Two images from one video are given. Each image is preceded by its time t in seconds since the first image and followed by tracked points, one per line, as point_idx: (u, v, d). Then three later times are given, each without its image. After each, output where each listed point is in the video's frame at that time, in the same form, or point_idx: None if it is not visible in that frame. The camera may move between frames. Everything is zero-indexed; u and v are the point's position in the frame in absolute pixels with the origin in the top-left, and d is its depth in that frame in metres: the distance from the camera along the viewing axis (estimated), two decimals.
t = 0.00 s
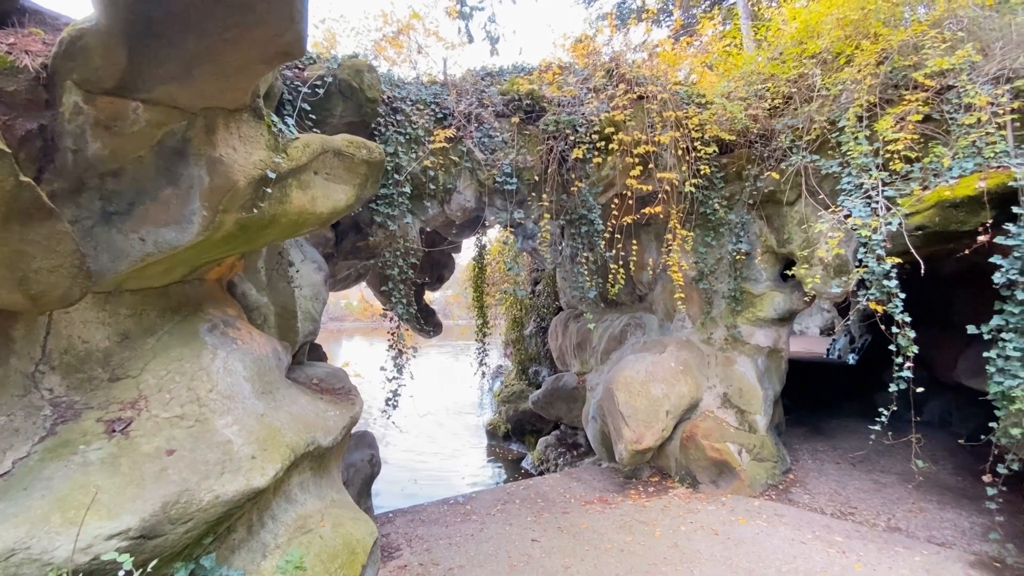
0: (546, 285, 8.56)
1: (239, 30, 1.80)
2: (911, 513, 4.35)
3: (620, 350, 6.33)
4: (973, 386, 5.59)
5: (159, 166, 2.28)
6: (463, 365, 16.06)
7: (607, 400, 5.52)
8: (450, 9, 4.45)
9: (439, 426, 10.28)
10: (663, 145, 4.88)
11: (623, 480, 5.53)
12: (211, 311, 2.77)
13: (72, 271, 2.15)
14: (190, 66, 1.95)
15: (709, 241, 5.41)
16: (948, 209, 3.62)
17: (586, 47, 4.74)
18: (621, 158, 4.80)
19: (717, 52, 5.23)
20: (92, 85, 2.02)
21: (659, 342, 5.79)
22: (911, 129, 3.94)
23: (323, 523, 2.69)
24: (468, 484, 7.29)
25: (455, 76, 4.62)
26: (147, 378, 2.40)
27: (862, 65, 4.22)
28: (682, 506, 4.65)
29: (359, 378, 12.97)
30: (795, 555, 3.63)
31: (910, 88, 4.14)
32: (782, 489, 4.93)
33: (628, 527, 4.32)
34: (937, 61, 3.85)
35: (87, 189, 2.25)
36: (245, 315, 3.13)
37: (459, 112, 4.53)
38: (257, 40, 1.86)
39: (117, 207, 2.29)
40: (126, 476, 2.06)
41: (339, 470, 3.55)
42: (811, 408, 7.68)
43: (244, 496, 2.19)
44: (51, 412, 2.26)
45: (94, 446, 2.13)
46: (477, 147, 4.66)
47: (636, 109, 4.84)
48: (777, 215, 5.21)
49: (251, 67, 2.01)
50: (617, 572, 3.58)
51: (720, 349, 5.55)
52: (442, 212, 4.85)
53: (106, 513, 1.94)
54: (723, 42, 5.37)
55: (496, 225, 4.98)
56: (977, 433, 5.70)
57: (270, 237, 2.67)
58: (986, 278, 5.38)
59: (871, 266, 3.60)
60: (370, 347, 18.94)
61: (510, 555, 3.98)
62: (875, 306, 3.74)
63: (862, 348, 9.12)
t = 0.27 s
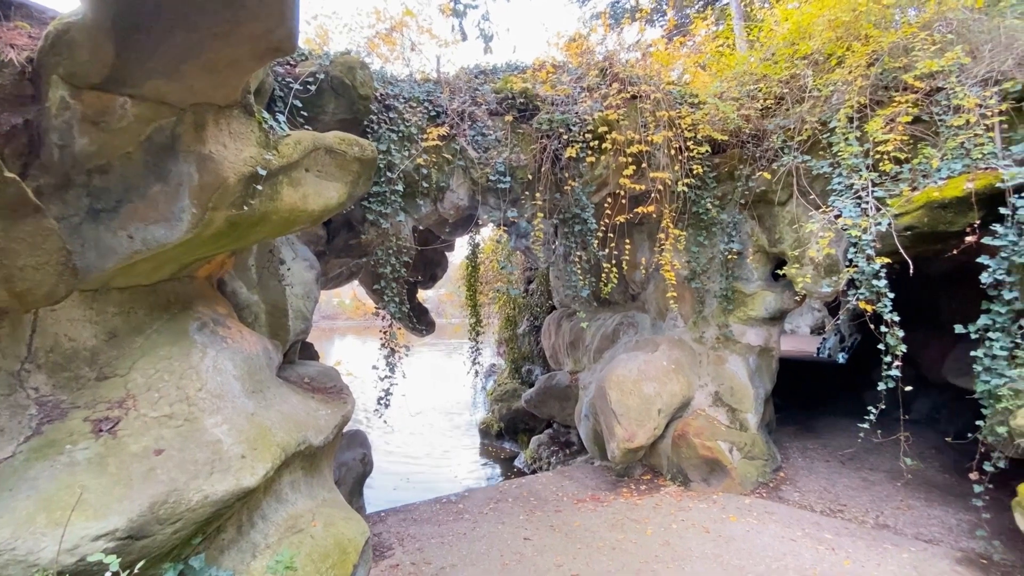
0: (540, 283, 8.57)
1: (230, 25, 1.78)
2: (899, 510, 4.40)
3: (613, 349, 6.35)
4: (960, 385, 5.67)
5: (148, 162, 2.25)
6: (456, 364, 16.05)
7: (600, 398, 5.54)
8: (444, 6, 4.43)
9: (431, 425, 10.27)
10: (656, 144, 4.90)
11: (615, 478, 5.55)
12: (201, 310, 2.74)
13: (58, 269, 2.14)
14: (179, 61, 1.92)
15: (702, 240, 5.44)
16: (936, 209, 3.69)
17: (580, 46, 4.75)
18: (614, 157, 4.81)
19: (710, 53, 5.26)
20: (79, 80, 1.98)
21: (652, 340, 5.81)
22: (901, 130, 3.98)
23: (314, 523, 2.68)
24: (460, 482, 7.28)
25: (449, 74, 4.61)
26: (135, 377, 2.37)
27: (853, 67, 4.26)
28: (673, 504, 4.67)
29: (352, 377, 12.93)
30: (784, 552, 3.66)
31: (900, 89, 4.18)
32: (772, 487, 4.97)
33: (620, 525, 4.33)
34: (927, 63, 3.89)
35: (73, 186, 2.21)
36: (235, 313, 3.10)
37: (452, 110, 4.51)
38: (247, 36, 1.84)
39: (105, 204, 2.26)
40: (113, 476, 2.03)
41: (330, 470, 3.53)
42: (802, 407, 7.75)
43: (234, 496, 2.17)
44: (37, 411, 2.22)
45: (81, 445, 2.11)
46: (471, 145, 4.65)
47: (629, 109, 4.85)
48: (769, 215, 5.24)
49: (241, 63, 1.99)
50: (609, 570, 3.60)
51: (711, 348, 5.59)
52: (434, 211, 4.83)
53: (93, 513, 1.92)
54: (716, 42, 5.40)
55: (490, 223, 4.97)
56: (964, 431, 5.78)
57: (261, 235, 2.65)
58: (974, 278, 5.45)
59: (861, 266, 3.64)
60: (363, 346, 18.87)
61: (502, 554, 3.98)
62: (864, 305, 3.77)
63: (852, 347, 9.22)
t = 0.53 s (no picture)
0: (533, 282, 8.57)
1: (220, 21, 1.76)
2: (887, 507, 4.46)
3: (605, 348, 6.37)
4: (947, 384, 5.74)
5: (137, 159, 2.22)
6: (449, 362, 16.03)
7: (592, 397, 5.55)
8: (437, 3, 4.41)
9: (423, 424, 10.26)
10: (649, 144, 4.92)
11: (607, 477, 5.57)
12: (190, 308, 2.72)
13: (44, 266, 2.14)
14: (167, 57, 1.90)
15: (694, 240, 5.47)
16: (925, 210, 3.70)
17: (574, 45, 4.74)
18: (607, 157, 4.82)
19: (703, 53, 5.28)
20: (65, 77, 1.94)
21: (644, 339, 5.84)
22: (890, 132, 4.02)
23: (305, 522, 2.66)
24: (453, 481, 7.28)
25: (442, 72, 4.60)
26: (123, 376, 2.35)
27: (844, 68, 4.29)
28: (665, 502, 4.70)
29: (344, 376, 12.87)
30: (774, 549, 3.69)
31: (890, 91, 4.22)
32: (762, 485, 5.01)
33: (612, 523, 4.35)
34: (916, 66, 3.93)
35: (60, 182, 2.18)
36: (225, 312, 3.07)
37: (445, 108, 4.50)
38: (237, 32, 1.82)
39: (92, 200, 2.24)
40: (100, 476, 2.01)
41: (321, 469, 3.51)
42: (792, 405, 7.82)
43: (224, 496, 2.16)
44: (22, 410, 2.18)
45: (67, 445, 2.08)
46: (464, 143, 4.64)
47: (623, 108, 4.86)
48: (760, 215, 5.27)
49: (231, 59, 1.97)
50: (601, 568, 3.61)
51: (703, 347, 5.62)
52: (427, 209, 4.81)
53: (79, 513, 1.90)
54: (708, 42, 5.42)
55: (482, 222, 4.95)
56: (951, 430, 5.86)
57: (252, 233, 2.63)
58: (961, 278, 5.52)
59: (851, 267, 3.67)
60: (355, 344, 18.80)
61: (494, 553, 3.98)
62: (854, 305, 3.81)
63: (842, 346, 9.31)
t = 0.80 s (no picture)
0: (527, 281, 8.58)
1: (210, 15, 1.75)
2: (876, 504, 4.51)
3: (599, 346, 6.39)
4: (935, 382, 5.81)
5: (126, 154, 2.20)
6: (442, 360, 16.01)
7: (585, 395, 5.57)
8: None
9: (416, 422, 10.25)
10: (642, 143, 4.93)
11: (600, 475, 5.59)
12: (181, 305, 2.69)
13: (31, 261, 2.16)
14: (157, 51, 1.88)
15: (687, 238, 5.48)
16: (914, 210, 3.74)
17: (568, 44, 4.75)
18: (601, 155, 4.82)
19: (697, 52, 5.29)
20: (52, 71, 1.91)
21: (637, 337, 5.86)
22: (881, 132, 4.06)
23: (296, 521, 2.65)
24: (446, 480, 7.28)
25: (436, 69, 4.58)
26: (112, 374, 2.32)
27: (836, 69, 4.32)
28: (656, 499, 4.73)
29: (337, 374, 12.83)
30: (764, 545, 3.72)
31: (881, 92, 4.26)
32: (753, 482, 5.05)
33: (604, 520, 4.37)
34: (907, 67, 3.96)
35: (47, 177, 2.15)
36: (216, 309, 3.05)
37: (439, 105, 4.48)
38: (228, 27, 1.80)
39: (80, 196, 2.21)
40: (88, 474, 1.99)
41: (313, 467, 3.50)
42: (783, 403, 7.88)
43: (214, 494, 2.14)
44: (9, 408, 2.17)
45: (55, 443, 2.06)
46: (458, 140, 4.63)
47: (617, 107, 4.86)
48: (752, 214, 5.30)
49: (222, 53, 1.95)
50: (593, 566, 3.62)
51: (695, 345, 5.65)
52: (420, 207, 4.79)
53: (67, 512, 1.88)
54: (702, 42, 5.44)
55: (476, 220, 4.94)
56: (939, 427, 5.93)
57: (244, 229, 2.61)
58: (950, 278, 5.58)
59: (842, 266, 3.70)
60: (348, 342, 18.73)
61: (487, 551, 3.99)
62: (844, 304, 3.84)
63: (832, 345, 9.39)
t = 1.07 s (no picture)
0: (521, 279, 8.58)
1: (204, 9, 1.73)
2: (866, 500, 4.56)
3: (593, 344, 6.41)
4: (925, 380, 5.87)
5: (117, 150, 2.17)
6: (437, 358, 15.99)
7: (579, 392, 5.58)
8: None
9: (411, 419, 10.25)
10: (637, 141, 4.94)
11: (594, 472, 5.61)
12: (173, 302, 2.66)
13: (22, 257, 2.13)
14: (149, 45, 1.86)
15: (681, 237, 5.50)
16: (906, 210, 3.77)
17: (563, 41, 4.74)
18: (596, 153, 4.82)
19: (692, 51, 5.30)
20: (42, 65, 1.89)
21: (631, 335, 5.88)
22: (874, 132, 4.08)
23: (290, 518, 2.65)
24: (440, 478, 7.29)
25: (431, 65, 4.56)
26: (104, 371, 2.30)
27: (830, 68, 4.34)
28: (650, 496, 4.76)
29: (331, 372, 12.80)
30: (757, 542, 3.75)
31: (874, 92, 4.28)
32: (746, 479, 5.09)
33: (599, 517, 4.39)
34: (900, 67, 3.99)
35: (37, 172, 2.12)
36: (209, 307, 3.03)
37: (434, 102, 4.47)
38: (222, 22, 1.79)
39: (71, 191, 2.19)
40: (80, 472, 1.98)
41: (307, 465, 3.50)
42: (776, 401, 7.95)
43: (208, 492, 2.13)
44: None
45: (46, 441, 2.04)
46: (452, 138, 4.62)
47: (612, 105, 4.87)
48: (746, 213, 5.33)
49: (215, 48, 1.93)
50: (587, 562, 3.64)
51: (689, 343, 5.68)
52: (415, 204, 4.78)
53: (58, 510, 1.86)
54: (697, 41, 5.45)
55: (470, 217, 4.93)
56: (928, 425, 6.00)
57: (237, 226, 2.60)
58: (940, 277, 5.63)
59: (834, 264, 3.73)
60: (342, 340, 18.68)
61: (481, 548, 4.00)
62: (837, 302, 3.87)
63: (824, 343, 9.47)
